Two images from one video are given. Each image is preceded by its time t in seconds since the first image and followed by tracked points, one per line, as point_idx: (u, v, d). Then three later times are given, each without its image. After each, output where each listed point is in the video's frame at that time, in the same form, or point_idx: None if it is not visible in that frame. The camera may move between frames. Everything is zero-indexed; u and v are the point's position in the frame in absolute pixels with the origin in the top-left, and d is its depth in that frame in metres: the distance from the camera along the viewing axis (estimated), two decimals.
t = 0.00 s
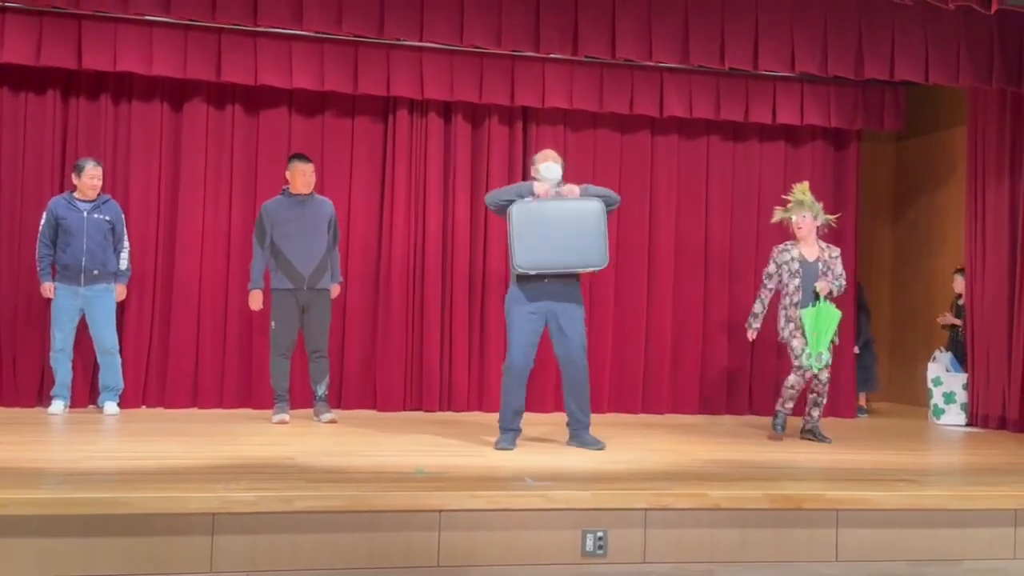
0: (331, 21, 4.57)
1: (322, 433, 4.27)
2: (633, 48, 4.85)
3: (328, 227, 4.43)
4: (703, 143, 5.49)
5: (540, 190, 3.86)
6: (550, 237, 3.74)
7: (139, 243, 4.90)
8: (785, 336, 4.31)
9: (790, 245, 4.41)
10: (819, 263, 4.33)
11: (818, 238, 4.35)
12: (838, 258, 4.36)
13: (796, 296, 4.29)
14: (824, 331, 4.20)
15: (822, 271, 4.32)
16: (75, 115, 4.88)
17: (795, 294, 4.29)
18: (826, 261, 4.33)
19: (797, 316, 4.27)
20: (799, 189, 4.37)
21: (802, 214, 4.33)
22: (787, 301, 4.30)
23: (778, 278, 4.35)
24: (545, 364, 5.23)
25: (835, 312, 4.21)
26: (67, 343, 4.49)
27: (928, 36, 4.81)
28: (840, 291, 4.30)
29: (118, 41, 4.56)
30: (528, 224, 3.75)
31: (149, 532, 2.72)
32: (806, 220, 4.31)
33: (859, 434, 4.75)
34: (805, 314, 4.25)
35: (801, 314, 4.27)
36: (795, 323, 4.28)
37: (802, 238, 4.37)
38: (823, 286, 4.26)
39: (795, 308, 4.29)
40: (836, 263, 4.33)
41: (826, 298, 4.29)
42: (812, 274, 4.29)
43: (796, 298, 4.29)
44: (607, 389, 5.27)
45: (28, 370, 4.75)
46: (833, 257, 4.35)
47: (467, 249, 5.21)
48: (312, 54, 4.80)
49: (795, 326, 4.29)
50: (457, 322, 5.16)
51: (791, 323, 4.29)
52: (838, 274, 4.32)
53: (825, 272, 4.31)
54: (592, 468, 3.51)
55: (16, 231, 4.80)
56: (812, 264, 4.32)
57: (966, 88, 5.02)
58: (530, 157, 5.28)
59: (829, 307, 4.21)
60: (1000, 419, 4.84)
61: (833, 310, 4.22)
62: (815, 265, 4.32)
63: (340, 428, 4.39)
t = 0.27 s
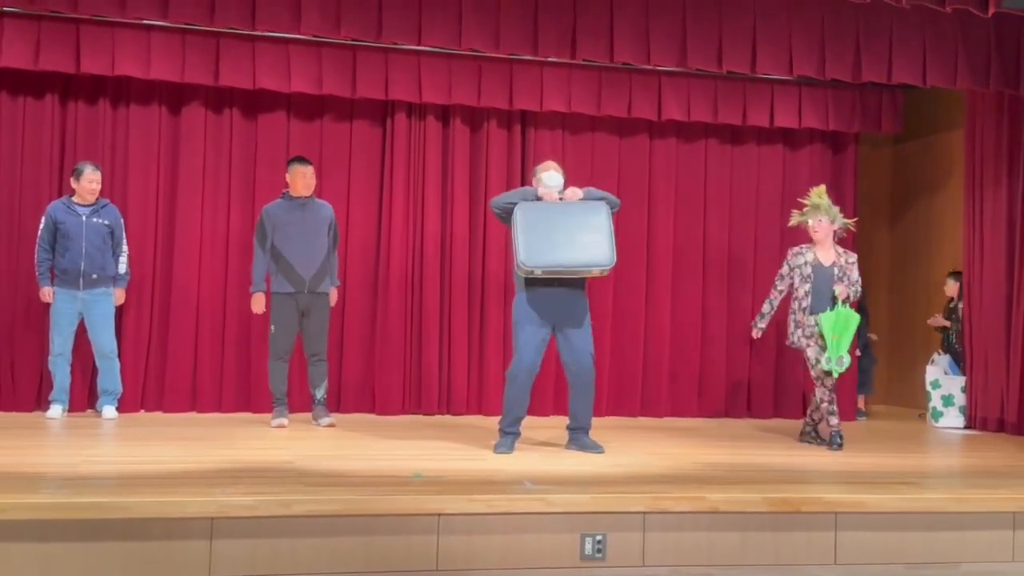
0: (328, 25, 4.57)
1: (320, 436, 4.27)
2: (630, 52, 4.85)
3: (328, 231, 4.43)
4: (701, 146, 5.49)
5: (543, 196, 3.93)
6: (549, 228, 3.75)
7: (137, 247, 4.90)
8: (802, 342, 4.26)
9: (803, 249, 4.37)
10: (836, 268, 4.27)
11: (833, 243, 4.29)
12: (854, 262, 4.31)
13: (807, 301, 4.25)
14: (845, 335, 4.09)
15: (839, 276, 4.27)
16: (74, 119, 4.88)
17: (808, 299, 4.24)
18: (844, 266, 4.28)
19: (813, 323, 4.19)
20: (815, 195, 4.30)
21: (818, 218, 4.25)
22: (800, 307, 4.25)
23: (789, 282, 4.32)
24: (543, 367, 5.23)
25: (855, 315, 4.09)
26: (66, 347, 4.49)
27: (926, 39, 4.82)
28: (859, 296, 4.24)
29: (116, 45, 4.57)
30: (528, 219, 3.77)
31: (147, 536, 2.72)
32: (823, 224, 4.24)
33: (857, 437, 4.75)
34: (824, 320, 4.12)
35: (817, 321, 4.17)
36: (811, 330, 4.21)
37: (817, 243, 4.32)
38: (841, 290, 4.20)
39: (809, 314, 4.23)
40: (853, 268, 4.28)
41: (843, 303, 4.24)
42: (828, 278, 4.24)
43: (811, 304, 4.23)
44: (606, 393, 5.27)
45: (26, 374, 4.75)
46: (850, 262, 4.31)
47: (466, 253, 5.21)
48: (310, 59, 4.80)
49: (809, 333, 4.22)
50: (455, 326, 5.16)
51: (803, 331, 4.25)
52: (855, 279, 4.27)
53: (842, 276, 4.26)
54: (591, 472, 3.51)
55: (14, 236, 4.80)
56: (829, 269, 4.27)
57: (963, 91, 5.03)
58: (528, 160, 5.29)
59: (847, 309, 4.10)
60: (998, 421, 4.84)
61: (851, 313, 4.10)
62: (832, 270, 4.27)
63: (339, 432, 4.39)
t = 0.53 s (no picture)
0: (326, 30, 4.57)
1: (318, 442, 4.26)
2: (628, 56, 4.85)
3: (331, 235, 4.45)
4: (699, 151, 5.50)
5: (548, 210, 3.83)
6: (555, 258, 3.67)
7: (135, 253, 4.90)
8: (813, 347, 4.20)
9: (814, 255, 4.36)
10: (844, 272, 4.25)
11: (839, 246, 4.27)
12: (862, 263, 4.29)
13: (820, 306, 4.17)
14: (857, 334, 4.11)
15: (847, 279, 4.24)
16: (72, 126, 4.88)
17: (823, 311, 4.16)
18: (854, 269, 4.26)
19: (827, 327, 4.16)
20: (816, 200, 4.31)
21: (822, 221, 4.26)
22: (816, 311, 4.16)
23: (802, 286, 4.21)
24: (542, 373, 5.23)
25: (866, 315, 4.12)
26: (64, 353, 4.48)
27: (923, 44, 4.83)
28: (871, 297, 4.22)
29: (114, 51, 4.57)
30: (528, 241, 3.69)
31: (145, 542, 2.72)
32: (826, 227, 4.23)
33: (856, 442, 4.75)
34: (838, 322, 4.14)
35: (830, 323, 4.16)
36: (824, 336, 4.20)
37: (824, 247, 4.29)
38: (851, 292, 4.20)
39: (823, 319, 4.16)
40: (863, 269, 4.26)
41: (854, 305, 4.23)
42: (837, 282, 4.23)
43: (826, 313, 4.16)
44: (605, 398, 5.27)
45: (24, 381, 4.74)
46: (859, 264, 4.29)
47: (464, 259, 5.21)
48: (308, 64, 4.80)
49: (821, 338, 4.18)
50: (453, 332, 5.16)
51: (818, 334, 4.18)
52: (864, 279, 4.24)
53: (850, 279, 4.23)
54: (590, 477, 3.51)
55: (12, 243, 4.79)
56: (838, 273, 4.25)
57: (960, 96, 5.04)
58: (527, 165, 5.30)
59: (859, 311, 4.12)
60: (996, 426, 4.84)
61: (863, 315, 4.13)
62: (840, 273, 4.25)
63: (337, 438, 4.39)
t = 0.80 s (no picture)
0: (326, 33, 4.57)
1: (316, 444, 4.26)
2: (628, 60, 4.85)
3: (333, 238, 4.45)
4: (698, 155, 5.50)
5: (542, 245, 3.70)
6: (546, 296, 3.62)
7: (134, 255, 4.89)
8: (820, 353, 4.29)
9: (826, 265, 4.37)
10: (847, 280, 4.22)
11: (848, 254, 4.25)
12: (868, 271, 4.20)
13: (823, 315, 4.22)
14: (854, 348, 4.11)
15: (850, 288, 4.20)
16: (71, 128, 4.88)
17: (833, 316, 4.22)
18: (856, 277, 4.19)
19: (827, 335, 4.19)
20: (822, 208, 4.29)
21: (825, 232, 4.23)
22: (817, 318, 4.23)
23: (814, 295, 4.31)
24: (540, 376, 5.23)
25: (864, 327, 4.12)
26: (63, 356, 4.48)
27: (922, 48, 4.83)
28: (872, 304, 4.11)
29: (113, 54, 4.57)
30: (521, 276, 3.62)
31: (143, 545, 2.71)
32: (830, 237, 4.21)
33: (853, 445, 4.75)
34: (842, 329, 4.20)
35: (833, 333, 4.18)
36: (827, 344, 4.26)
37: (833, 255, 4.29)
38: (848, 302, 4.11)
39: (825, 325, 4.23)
40: (866, 277, 4.17)
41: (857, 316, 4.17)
42: (840, 291, 4.22)
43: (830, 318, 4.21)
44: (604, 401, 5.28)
45: (23, 383, 4.74)
46: (863, 272, 4.20)
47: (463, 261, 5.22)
48: (307, 67, 4.81)
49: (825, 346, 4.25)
50: (452, 335, 5.16)
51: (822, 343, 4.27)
52: (870, 287, 4.15)
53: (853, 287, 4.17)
54: (589, 480, 3.51)
55: (10, 246, 4.79)
56: (840, 283, 4.24)
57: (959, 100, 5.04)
58: (526, 168, 5.30)
59: (856, 321, 4.13)
60: (995, 429, 4.85)
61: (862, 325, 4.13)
62: (844, 283, 4.23)
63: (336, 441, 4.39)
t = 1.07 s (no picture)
0: (328, 36, 4.57)
1: (317, 447, 4.26)
2: (629, 62, 4.85)
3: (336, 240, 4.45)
4: (699, 158, 5.50)
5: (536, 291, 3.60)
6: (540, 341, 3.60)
7: (136, 257, 4.90)
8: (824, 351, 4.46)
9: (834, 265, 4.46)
10: (847, 278, 4.32)
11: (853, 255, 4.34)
12: (867, 269, 4.28)
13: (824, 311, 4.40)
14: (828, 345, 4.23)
15: (848, 287, 4.29)
16: (73, 130, 4.89)
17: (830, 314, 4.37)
18: (855, 275, 4.29)
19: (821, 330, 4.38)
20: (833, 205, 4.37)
21: (833, 230, 4.33)
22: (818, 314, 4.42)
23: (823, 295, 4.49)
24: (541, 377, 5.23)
25: (844, 330, 4.21)
26: (64, 358, 4.48)
27: (924, 50, 4.83)
28: (865, 302, 4.21)
29: (116, 55, 4.57)
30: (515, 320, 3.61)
31: (144, 546, 2.71)
32: (837, 235, 4.30)
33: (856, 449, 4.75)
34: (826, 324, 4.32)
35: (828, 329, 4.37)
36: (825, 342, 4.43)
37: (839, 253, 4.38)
38: (838, 299, 4.22)
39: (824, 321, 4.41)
40: (864, 275, 4.26)
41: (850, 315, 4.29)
42: (840, 288, 4.34)
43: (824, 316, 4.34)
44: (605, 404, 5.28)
45: (24, 384, 4.74)
46: (863, 270, 4.29)
47: (464, 264, 5.22)
48: (309, 69, 4.81)
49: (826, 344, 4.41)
50: (453, 337, 5.16)
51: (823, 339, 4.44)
52: (868, 286, 4.24)
53: (850, 286, 4.28)
54: (589, 483, 3.51)
55: (12, 248, 4.79)
56: (841, 279, 4.35)
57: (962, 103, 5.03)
58: (527, 170, 5.30)
59: (836, 323, 4.24)
60: (996, 433, 4.85)
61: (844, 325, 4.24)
62: (844, 280, 4.33)
63: (337, 443, 4.39)
